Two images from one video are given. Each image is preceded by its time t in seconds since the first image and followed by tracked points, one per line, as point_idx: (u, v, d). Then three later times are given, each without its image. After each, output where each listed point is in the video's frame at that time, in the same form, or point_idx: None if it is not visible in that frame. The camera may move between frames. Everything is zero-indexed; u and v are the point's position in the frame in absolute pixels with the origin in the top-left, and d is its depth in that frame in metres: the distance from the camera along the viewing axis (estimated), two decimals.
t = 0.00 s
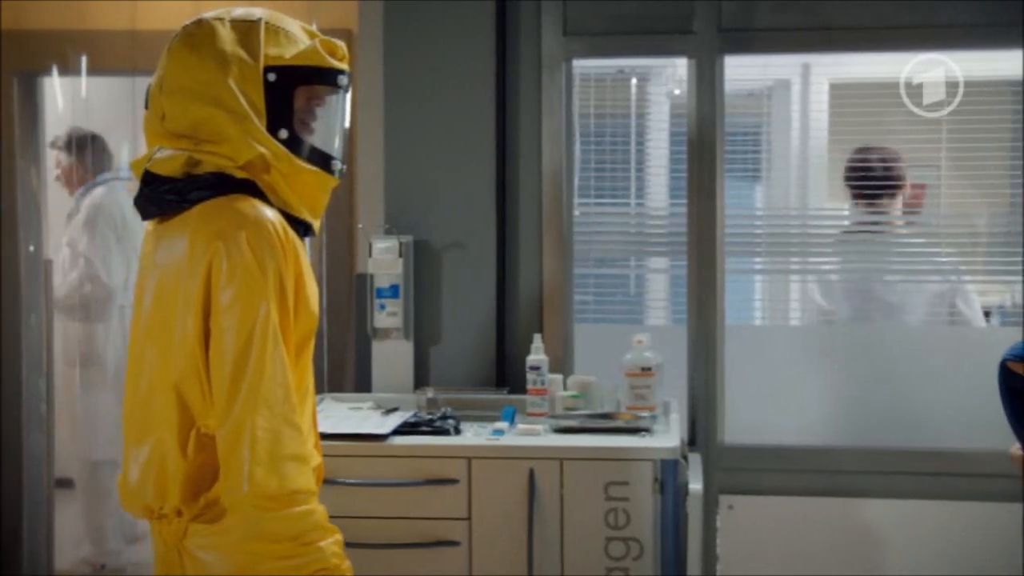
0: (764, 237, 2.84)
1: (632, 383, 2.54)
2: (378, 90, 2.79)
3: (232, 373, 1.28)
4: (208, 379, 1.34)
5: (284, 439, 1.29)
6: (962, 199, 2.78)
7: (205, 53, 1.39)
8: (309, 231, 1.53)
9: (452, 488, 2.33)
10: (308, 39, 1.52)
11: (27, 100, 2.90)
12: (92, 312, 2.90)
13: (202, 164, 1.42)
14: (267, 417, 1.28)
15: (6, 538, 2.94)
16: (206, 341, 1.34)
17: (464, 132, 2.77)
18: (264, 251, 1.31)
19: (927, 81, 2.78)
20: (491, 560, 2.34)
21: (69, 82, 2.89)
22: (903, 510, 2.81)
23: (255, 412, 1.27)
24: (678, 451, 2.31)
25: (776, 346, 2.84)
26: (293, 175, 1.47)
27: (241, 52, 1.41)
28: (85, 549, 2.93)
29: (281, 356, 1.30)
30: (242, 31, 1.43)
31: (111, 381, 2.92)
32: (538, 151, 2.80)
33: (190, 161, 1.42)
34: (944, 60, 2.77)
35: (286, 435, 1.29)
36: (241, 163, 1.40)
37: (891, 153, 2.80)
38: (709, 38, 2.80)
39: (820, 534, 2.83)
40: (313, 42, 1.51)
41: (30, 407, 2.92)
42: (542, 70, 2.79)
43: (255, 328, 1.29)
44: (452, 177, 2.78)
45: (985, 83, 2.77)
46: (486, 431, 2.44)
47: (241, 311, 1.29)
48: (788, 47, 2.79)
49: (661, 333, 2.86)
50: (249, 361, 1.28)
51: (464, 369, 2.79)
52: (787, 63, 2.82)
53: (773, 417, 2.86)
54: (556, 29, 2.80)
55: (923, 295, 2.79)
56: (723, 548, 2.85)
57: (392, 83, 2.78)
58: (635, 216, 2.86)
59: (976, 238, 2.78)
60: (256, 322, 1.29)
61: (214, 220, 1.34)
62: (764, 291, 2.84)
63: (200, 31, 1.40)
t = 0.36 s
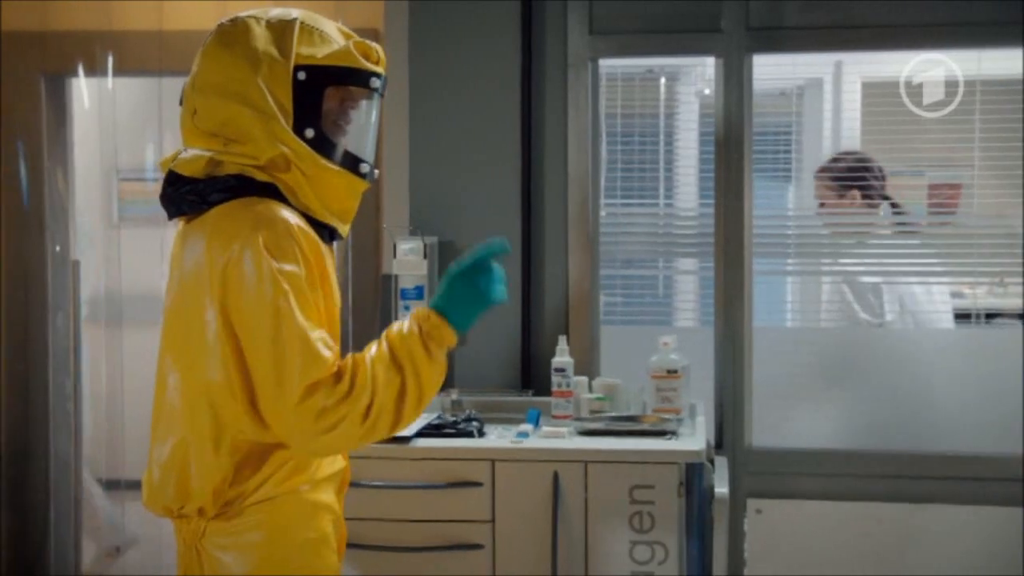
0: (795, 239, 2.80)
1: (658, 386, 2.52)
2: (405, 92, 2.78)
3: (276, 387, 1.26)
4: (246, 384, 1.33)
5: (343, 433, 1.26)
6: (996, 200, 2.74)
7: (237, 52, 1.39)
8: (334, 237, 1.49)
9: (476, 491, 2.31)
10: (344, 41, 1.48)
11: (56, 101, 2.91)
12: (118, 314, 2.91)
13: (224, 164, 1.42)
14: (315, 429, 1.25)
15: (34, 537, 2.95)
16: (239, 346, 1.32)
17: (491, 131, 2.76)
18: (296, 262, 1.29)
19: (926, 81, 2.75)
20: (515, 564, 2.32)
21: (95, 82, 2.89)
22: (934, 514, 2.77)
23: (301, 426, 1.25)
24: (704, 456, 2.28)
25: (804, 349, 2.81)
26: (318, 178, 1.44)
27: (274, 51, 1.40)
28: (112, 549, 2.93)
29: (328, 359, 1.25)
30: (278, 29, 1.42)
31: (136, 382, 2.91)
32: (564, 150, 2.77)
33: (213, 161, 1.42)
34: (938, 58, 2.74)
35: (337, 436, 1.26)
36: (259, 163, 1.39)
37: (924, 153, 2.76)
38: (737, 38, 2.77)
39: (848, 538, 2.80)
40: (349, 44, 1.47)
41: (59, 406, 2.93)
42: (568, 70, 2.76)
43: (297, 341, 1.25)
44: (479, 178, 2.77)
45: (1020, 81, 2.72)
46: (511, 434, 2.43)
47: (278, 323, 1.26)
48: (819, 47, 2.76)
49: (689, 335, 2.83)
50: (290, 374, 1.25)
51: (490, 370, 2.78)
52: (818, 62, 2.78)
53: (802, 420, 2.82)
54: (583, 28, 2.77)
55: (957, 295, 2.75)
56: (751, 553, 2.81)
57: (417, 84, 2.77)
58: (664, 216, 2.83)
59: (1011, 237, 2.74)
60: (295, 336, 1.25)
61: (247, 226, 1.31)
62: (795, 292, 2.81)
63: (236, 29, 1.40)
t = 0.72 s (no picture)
0: (818, 240, 2.77)
1: (673, 388, 2.49)
2: (419, 93, 2.76)
3: (320, 374, 1.38)
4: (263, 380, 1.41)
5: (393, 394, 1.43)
6: (1021, 201, 2.70)
7: (216, 56, 1.46)
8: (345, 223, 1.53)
9: (489, 493, 2.29)
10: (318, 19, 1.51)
11: (73, 101, 2.92)
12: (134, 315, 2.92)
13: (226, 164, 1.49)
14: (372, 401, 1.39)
15: (54, 537, 2.97)
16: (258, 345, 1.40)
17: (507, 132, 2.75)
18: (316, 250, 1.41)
19: (925, 80, 2.72)
20: (527, 568, 2.30)
21: (111, 83, 2.90)
22: (954, 518, 2.74)
23: (359, 403, 1.38)
24: (719, 457, 2.26)
25: (837, 353, 2.77)
26: (318, 159, 1.48)
27: (247, 45, 1.46)
28: (129, 549, 2.94)
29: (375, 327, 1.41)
30: (247, 27, 1.48)
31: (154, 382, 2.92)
32: (578, 151, 2.76)
33: (214, 162, 1.49)
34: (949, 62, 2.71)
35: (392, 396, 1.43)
36: (256, 157, 1.45)
37: (946, 154, 2.72)
38: (754, 36, 2.74)
39: (866, 542, 2.77)
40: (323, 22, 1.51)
41: (75, 407, 2.94)
42: (584, 69, 2.74)
43: (341, 328, 1.37)
44: (495, 180, 2.76)
45: None
46: (524, 436, 2.41)
47: (323, 307, 1.37)
48: (838, 46, 2.73)
49: (707, 337, 2.80)
50: (343, 358, 1.37)
51: (507, 372, 2.77)
52: (839, 61, 2.75)
53: (821, 423, 2.79)
54: (599, 26, 2.75)
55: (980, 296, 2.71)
56: (768, 556, 2.79)
57: (433, 85, 2.76)
58: (684, 217, 2.80)
59: None
60: (336, 323, 1.37)
61: (265, 222, 1.40)
62: (818, 293, 2.77)
63: (208, 36, 1.47)
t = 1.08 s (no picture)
0: (848, 241, 2.73)
1: (692, 393, 2.47)
2: (438, 96, 2.75)
3: (309, 390, 1.40)
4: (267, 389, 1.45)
5: (379, 414, 1.44)
6: None
7: (223, 67, 1.49)
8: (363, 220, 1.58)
9: (504, 498, 2.28)
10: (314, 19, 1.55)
11: (95, 104, 2.93)
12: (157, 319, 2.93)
13: (240, 170, 1.52)
14: (357, 420, 1.41)
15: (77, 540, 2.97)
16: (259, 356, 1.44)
17: (527, 135, 2.74)
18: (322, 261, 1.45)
19: (927, 81, 2.69)
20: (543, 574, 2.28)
21: (132, 86, 2.91)
22: (979, 526, 2.70)
23: (344, 420, 1.40)
24: (737, 462, 2.24)
25: (845, 355, 2.73)
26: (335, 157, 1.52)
27: (250, 52, 1.50)
28: (151, 553, 2.97)
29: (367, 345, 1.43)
30: (246, 34, 1.52)
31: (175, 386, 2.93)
32: (598, 155, 2.75)
33: (229, 171, 1.52)
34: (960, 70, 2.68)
35: (380, 416, 1.44)
36: (273, 160, 1.49)
37: (972, 155, 2.68)
38: (776, 37, 2.72)
39: (890, 550, 2.72)
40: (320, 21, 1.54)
41: (97, 410, 2.95)
42: (603, 70, 2.73)
43: (333, 344, 1.40)
44: (515, 183, 2.74)
45: None
46: (541, 441, 2.39)
47: (313, 318, 1.40)
48: (861, 46, 2.69)
49: (731, 342, 2.77)
50: (331, 375, 1.39)
51: (526, 377, 2.75)
52: (863, 61, 2.72)
53: (844, 430, 2.75)
54: (618, 27, 2.73)
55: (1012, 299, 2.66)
56: (789, 563, 2.76)
57: (451, 87, 2.75)
58: (710, 220, 2.77)
59: None
60: (330, 339, 1.40)
61: (271, 228, 1.44)
62: (843, 297, 2.73)
63: (212, 48, 1.51)
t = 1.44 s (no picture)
0: (869, 245, 2.70)
1: (711, 397, 2.46)
2: (457, 98, 2.74)
3: (297, 406, 1.41)
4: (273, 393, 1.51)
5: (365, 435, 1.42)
6: None
7: (260, 65, 1.52)
8: (382, 231, 1.58)
9: (520, 502, 2.27)
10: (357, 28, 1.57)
11: (121, 109, 2.96)
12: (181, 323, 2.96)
13: (264, 173, 1.54)
14: (333, 443, 1.39)
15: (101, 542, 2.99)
16: (260, 363, 1.49)
17: (547, 137, 2.73)
18: (330, 278, 1.44)
19: (925, 81, 2.67)
20: None
21: (157, 91, 2.93)
22: (1005, 534, 2.67)
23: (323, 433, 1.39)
24: (754, 469, 2.21)
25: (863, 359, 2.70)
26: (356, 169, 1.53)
27: (289, 55, 1.52)
28: (173, 556, 3.01)
29: (355, 369, 1.41)
30: (289, 36, 1.54)
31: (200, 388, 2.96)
32: (619, 158, 2.73)
33: (253, 173, 1.55)
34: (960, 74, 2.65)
35: (359, 444, 1.41)
36: (294, 166, 1.51)
37: (1004, 156, 2.64)
38: (798, 38, 2.69)
39: (913, 557, 2.70)
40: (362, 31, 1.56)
41: (121, 414, 2.97)
42: (624, 72, 2.72)
43: (317, 359, 1.39)
44: (534, 184, 2.74)
45: None
46: (558, 445, 2.38)
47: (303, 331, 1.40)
48: (885, 48, 2.66)
49: (753, 346, 2.76)
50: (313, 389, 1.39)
51: (546, 381, 2.75)
52: (886, 64, 2.69)
53: (867, 434, 2.72)
54: (640, 30, 2.71)
55: None
56: (811, 568, 2.74)
57: (471, 90, 2.74)
58: (736, 223, 2.76)
59: None
60: (318, 359, 1.39)
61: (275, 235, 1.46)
62: (865, 301, 2.70)
63: (253, 45, 1.53)
